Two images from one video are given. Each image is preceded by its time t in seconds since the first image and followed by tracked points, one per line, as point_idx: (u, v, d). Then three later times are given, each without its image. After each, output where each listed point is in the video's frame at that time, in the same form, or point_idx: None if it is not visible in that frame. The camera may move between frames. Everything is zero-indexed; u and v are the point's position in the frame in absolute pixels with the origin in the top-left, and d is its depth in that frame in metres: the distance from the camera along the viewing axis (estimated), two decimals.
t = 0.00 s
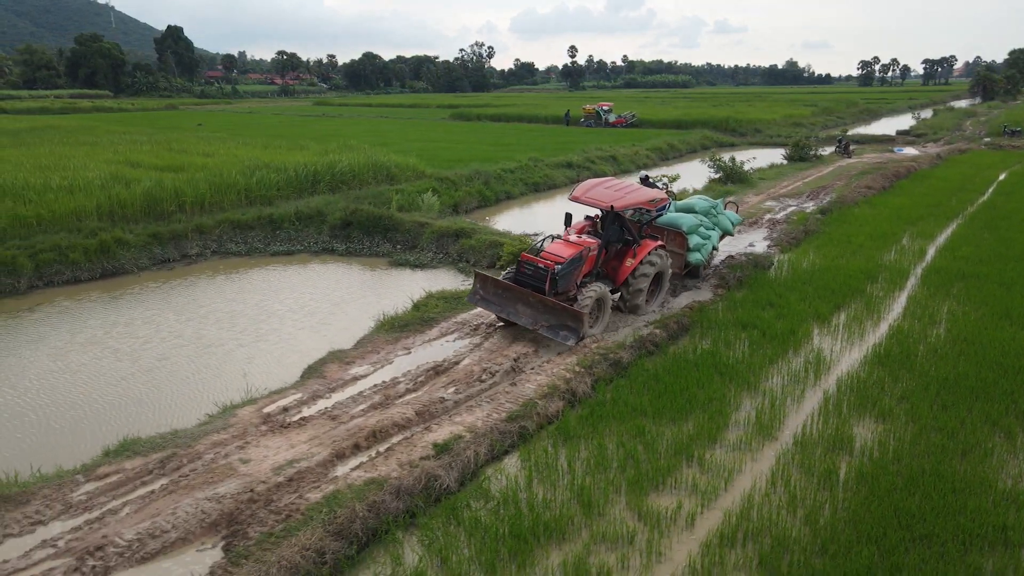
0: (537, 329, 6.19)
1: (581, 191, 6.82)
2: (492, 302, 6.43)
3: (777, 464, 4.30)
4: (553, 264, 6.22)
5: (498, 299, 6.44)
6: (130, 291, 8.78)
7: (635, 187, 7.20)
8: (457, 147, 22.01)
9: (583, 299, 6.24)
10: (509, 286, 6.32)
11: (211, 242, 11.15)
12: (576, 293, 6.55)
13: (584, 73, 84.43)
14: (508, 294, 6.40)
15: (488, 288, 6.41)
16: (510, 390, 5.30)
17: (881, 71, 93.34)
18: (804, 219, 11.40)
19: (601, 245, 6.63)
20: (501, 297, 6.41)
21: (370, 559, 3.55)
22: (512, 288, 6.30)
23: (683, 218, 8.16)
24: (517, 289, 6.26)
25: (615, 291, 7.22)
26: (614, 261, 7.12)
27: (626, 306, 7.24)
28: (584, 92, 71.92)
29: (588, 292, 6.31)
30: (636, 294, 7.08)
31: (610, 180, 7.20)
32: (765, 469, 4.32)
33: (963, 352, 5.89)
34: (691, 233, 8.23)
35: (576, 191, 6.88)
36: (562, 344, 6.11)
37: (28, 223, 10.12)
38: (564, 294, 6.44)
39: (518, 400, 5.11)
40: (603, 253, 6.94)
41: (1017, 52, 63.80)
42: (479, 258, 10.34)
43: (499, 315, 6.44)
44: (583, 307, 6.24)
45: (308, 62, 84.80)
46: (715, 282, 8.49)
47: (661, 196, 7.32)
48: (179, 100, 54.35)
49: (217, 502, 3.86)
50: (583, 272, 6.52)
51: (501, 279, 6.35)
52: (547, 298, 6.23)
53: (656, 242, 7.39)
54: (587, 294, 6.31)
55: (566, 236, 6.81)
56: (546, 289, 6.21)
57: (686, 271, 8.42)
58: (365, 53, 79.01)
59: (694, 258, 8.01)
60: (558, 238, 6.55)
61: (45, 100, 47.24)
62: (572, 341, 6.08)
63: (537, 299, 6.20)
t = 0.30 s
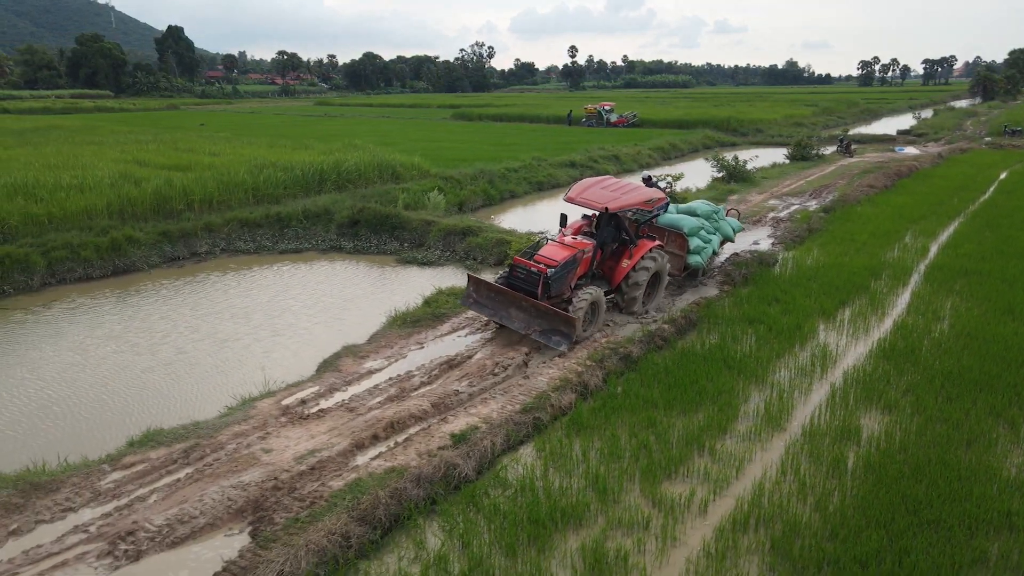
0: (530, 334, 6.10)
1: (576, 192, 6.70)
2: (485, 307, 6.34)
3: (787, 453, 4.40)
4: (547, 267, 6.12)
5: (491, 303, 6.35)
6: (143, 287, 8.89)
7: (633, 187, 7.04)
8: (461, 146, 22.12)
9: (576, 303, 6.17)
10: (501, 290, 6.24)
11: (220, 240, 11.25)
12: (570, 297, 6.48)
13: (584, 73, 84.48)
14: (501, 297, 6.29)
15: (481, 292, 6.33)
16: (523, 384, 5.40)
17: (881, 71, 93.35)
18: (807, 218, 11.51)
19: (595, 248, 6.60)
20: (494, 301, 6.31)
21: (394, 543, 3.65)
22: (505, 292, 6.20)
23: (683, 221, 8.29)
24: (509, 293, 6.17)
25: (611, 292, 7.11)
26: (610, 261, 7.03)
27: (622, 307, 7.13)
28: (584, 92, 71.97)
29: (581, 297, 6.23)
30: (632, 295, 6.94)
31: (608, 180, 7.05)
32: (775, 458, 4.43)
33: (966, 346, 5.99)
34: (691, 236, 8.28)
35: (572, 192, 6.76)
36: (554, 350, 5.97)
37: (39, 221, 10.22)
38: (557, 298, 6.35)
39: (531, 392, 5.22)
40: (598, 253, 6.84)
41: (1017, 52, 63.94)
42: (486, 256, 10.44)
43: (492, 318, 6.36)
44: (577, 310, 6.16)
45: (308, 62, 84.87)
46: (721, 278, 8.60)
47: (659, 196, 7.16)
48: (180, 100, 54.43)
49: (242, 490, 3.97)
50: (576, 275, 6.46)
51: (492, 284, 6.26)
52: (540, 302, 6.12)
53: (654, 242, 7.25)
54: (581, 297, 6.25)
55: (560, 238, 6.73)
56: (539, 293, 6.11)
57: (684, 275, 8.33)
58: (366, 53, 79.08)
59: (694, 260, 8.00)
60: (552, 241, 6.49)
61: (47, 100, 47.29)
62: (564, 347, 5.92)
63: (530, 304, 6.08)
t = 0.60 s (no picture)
0: (518, 339, 5.92)
1: (569, 193, 6.48)
2: (475, 312, 6.19)
3: (796, 444, 4.50)
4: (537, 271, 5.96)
5: (482, 308, 6.21)
6: (154, 285, 8.98)
7: (628, 188, 6.81)
8: (464, 145, 22.21)
9: (567, 307, 5.99)
10: (491, 294, 6.08)
11: (228, 238, 11.34)
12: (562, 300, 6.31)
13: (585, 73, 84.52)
14: (491, 302, 6.15)
15: (470, 296, 6.20)
16: (534, 378, 5.50)
17: (881, 70, 93.42)
18: (811, 216, 11.60)
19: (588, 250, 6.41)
20: (484, 305, 6.17)
21: (415, 529, 3.75)
22: (494, 296, 6.05)
23: (685, 223, 8.13)
24: (499, 297, 6.02)
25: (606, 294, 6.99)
26: (605, 263, 6.87)
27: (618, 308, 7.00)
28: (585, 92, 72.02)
29: (572, 300, 6.06)
30: (626, 298, 6.84)
31: (603, 180, 6.82)
32: (785, 449, 4.52)
33: (971, 341, 6.08)
34: (692, 239, 8.16)
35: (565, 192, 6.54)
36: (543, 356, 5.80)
37: (50, 219, 10.31)
38: (548, 302, 6.19)
39: (542, 386, 5.31)
40: (592, 256, 6.66)
41: (1017, 53, 64.02)
42: (492, 254, 10.53)
43: (482, 324, 6.21)
44: (568, 314, 5.98)
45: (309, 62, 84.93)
46: (726, 275, 8.70)
47: (655, 196, 6.93)
48: (181, 100, 54.50)
49: (265, 479, 4.08)
50: (568, 278, 6.30)
51: (482, 287, 6.12)
52: (529, 307, 5.96)
53: (650, 243, 7.07)
54: (572, 302, 6.07)
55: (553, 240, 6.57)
56: (528, 297, 5.94)
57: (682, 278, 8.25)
58: (366, 53, 79.13)
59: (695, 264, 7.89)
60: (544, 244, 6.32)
61: (48, 100, 47.31)
62: (552, 352, 5.76)
63: (518, 308, 5.92)
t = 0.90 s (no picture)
0: (512, 344, 5.83)
1: (550, 195, 6.40)
2: (466, 321, 6.07)
3: (803, 437, 4.60)
4: (524, 275, 5.86)
5: (472, 316, 6.08)
6: (164, 283, 9.07)
7: (610, 184, 6.69)
8: (467, 145, 22.31)
9: (559, 310, 5.83)
10: (480, 301, 5.95)
11: (235, 237, 11.43)
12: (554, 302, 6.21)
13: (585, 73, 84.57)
14: (481, 309, 6.02)
15: (459, 305, 6.08)
16: (545, 372, 5.60)
17: (881, 70, 93.35)
18: (813, 215, 11.70)
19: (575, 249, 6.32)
20: (475, 314, 6.03)
21: (432, 519, 3.85)
22: (484, 304, 5.92)
23: (679, 219, 8.20)
24: (488, 304, 5.90)
25: (600, 293, 6.85)
26: (595, 261, 6.75)
27: (612, 308, 6.86)
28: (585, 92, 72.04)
29: (566, 300, 5.93)
30: (621, 294, 6.70)
31: (585, 179, 6.73)
32: (791, 441, 4.62)
33: (972, 337, 6.18)
34: (687, 235, 8.18)
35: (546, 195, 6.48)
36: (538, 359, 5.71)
37: (59, 219, 10.40)
38: (540, 305, 6.08)
39: (552, 380, 5.41)
40: (581, 254, 6.55)
41: (1017, 52, 64.04)
42: (497, 252, 10.62)
43: (474, 332, 6.07)
44: (561, 315, 5.83)
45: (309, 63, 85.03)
46: (731, 273, 8.81)
47: (638, 187, 6.78)
48: (182, 100, 54.58)
49: (285, 470, 4.17)
50: (557, 279, 6.23)
51: (470, 296, 5.99)
52: (520, 311, 5.86)
53: (639, 236, 6.97)
54: (565, 302, 5.92)
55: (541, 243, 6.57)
56: (517, 301, 5.84)
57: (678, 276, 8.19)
58: (366, 53, 79.13)
59: (690, 259, 7.85)
60: (530, 248, 6.27)
61: (49, 100, 47.38)
62: (546, 353, 5.69)
63: (509, 313, 5.81)
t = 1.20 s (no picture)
0: (501, 347, 5.77)
1: (540, 194, 6.34)
2: (456, 325, 6.02)
3: (807, 429, 4.69)
4: (513, 278, 5.82)
5: (462, 320, 6.04)
6: (173, 280, 9.16)
7: (599, 184, 6.67)
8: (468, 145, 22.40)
9: (551, 309, 5.80)
10: (470, 306, 5.91)
11: (241, 236, 11.52)
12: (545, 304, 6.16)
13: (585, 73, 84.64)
14: (471, 314, 5.99)
15: (449, 310, 6.04)
16: (554, 366, 5.71)
17: (881, 70, 93.29)
18: (814, 214, 11.79)
19: (566, 249, 6.27)
20: (465, 318, 6.00)
21: (447, 508, 3.94)
22: (474, 308, 5.88)
23: (671, 218, 8.13)
24: (478, 308, 5.86)
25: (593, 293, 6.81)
26: (587, 261, 6.72)
27: (606, 308, 6.81)
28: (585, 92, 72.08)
29: (557, 302, 5.88)
30: (614, 293, 6.65)
31: (574, 178, 6.69)
32: (796, 434, 4.71)
33: (973, 333, 6.27)
34: (680, 233, 8.13)
35: (536, 194, 6.41)
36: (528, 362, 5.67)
37: (68, 217, 10.48)
38: (530, 308, 6.04)
39: (560, 375, 5.50)
40: (572, 254, 6.52)
41: (1017, 53, 64.11)
42: (501, 250, 10.72)
43: (464, 337, 6.03)
44: (552, 316, 5.79)
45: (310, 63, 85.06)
46: (734, 271, 8.93)
47: (628, 185, 6.76)
48: (183, 100, 54.69)
49: (301, 461, 4.26)
50: (548, 280, 6.15)
51: (459, 301, 5.96)
52: (510, 314, 5.81)
53: (631, 235, 6.95)
54: (555, 304, 5.88)
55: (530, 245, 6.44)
56: (506, 304, 5.79)
57: (675, 274, 8.20)
58: (366, 54, 79.19)
59: (684, 257, 7.88)
60: (520, 250, 6.20)
61: (50, 100, 47.49)
62: (536, 356, 5.63)
63: (499, 317, 5.77)
